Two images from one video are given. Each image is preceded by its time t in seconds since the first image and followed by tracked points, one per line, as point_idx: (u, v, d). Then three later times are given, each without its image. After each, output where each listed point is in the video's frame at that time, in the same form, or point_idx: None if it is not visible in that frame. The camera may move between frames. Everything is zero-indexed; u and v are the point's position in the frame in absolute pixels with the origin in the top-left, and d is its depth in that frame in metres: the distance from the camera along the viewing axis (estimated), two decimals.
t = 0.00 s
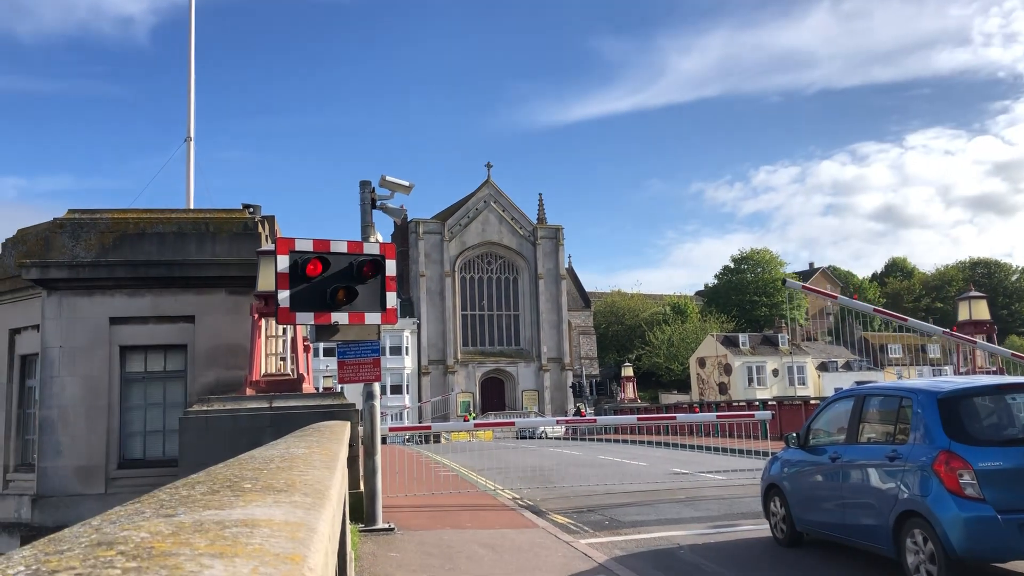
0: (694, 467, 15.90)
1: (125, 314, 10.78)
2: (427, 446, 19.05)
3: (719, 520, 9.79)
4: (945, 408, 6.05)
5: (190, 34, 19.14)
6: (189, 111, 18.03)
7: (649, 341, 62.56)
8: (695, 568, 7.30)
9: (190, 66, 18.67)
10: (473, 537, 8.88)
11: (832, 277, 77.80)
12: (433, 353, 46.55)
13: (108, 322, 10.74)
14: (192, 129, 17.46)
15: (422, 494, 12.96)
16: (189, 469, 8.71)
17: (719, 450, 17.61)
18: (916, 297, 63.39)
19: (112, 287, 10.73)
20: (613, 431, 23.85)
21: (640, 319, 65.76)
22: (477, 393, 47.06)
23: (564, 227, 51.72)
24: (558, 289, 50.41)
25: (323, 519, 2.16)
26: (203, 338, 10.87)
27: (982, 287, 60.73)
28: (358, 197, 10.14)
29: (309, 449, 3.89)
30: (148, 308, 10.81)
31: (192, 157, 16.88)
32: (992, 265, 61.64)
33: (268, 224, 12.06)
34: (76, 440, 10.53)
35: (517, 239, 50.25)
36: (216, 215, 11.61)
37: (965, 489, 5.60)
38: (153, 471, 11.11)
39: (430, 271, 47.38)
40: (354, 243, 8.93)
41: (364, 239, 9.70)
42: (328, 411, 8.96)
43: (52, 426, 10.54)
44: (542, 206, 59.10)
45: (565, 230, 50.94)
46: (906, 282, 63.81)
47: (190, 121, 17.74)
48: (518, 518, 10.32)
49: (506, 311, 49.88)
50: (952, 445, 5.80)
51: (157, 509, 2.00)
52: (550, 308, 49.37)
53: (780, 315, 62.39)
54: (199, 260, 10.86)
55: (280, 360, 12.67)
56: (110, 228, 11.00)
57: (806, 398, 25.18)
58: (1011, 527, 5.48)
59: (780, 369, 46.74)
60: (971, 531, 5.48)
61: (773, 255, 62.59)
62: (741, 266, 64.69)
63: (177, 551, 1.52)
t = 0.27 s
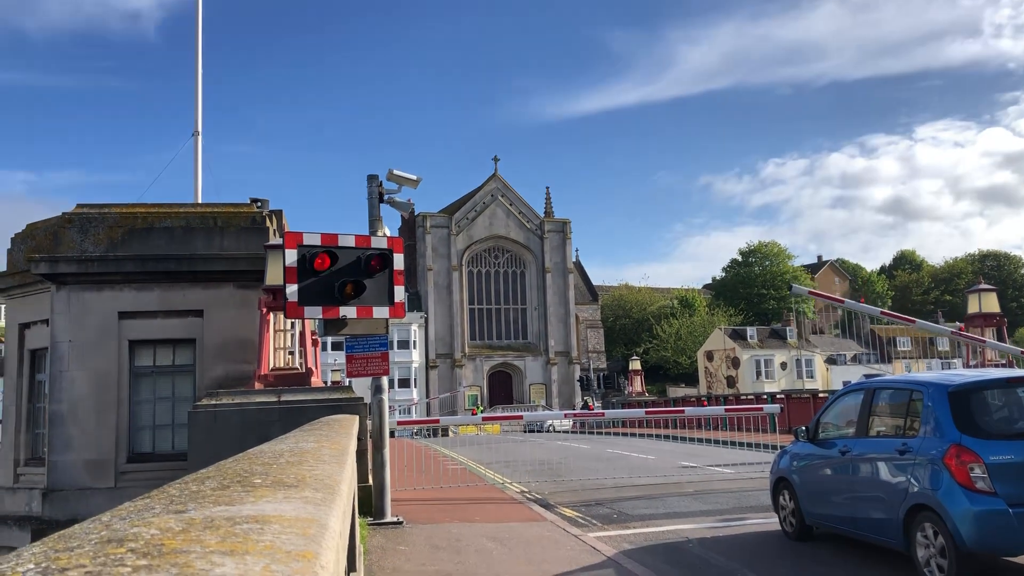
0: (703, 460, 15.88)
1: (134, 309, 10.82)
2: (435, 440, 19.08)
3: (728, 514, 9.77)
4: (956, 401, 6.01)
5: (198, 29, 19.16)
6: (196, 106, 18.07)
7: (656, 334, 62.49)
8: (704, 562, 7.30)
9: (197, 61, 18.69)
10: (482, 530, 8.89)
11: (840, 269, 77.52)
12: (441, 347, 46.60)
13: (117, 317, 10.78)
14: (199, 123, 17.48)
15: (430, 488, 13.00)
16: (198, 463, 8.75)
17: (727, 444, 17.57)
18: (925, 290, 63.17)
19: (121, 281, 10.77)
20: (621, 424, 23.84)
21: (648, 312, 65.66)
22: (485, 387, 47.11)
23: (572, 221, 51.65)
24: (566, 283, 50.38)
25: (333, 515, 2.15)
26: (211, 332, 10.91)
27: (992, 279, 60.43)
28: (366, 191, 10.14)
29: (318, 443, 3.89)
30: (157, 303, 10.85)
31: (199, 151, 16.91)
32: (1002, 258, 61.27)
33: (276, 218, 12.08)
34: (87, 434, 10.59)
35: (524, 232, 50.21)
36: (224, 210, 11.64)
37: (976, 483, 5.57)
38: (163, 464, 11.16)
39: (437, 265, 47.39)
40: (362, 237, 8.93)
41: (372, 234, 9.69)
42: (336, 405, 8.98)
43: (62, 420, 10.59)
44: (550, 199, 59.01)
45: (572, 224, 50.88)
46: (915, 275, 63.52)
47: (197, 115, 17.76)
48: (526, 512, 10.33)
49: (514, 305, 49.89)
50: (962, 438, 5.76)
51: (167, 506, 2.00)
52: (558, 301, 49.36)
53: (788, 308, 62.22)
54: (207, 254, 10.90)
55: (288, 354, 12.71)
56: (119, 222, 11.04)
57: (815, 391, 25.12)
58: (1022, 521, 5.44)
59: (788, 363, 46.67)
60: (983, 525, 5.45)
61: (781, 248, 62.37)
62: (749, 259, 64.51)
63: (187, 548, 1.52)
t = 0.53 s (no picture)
0: (710, 453, 15.87)
1: (141, 304, 10.85)
2: (442, 434, 19.10)
3: (735, 507, 9.76)
4: (964, 394, 5.98)
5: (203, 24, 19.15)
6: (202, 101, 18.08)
7: (663, 328, 62.44)
8: (712, 555, 7.29)
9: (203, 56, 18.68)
10: (489, 524, 8.91)
11: (847, 262, 77.34)
12: (447, 341, 46.64)
13: (124, 312, 10.82)
14: (205, 117, 17.47)
15: (437, 481, 13.02)
16: (206, 458, 8.77)
17: (734, 437, 17.56)
18: (932, 282, 63.02)
19: (128, 276, 10.80)
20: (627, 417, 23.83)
21: (654, 306, 65.56)
22: (491, 381, 47.15)
23: (577, 215, 51.58)
24: (572, 277, 50.35)
25: (340, 509, 2.15)
26: (218, 327, 10.93)
27: (1000, 271, 60.22)
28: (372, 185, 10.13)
29: (324, 437, 3.89)
30: (164, 298, 10.88)
31: (205, 146, 16.93)
32: (1011, 250, 60.99)
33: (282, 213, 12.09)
34: (95, 429, 10.63)
35: (530, 226, 50.19)
36: (230, 204, 11.65)
37: (985, 475, 5.53)
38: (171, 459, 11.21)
39: (443, 259, 47.39)
40: (368, 231, 8.92)
41: (378, 228, 9.69)
42: (344, 399, 9.00)
43: (70, 415, 10.64)
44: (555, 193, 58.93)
45: (578, 218, 50.83)
46: (923, 267, 63.32)
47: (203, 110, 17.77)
48: (533, 505, 10.34)
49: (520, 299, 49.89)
50: (971, 431, 5.73)
51: (175, 499, 2.00)
52: (564, 295, 49.35)
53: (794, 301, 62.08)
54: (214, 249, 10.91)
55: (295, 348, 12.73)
56: (126, 218, 11.06)
57: (823, 384, 25.07)
58: None
59: (795, 356, 46.63)
60: (991, 518, 5.42)
61: (788, 240, 62.21)
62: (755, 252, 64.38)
63: (194, 542, 1.51)
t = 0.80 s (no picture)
0: (715, 449, 15.85)
1: (146, 302, 10.89)
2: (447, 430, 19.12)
3: (740, 503, 9.75)
4: (969, 389, 5.97)
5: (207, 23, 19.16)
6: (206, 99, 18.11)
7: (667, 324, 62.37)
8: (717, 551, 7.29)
9: (207, 54, 18.70)
10: (494, 520, 8.92)
11: (852, 257, 77.18)
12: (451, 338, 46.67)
13: (129, 310, 10.85)
14: (209, 115, 17.50)
15: (442, 478, 13.04)
16: (212, 454, 8.81)
17: (738, 433, 17.54)
18: (937, 277, 62.89)
19: (133, 274, 10.84)
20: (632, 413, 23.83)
21: (659, 302, 65.49)
22: (496, 377, 47.18)
23: (581, 211, 51.56)
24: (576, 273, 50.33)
25: (344, 505, 2.15)
26: (223, 324, 10.96)
27: (1005, 266, 60.01)
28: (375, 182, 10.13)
29: (329, 434, 3.90)
30: (169, 296, 10.91)
31: (210, 144, 16.95)
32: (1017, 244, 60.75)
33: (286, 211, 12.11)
34: (101, 426, 10.68)
35: (534, 223, 50.19)
36: (235, 202, 11.68)
37: (990, 471, 5.52)
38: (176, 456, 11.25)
39: (447, 256, 47.39)
40: (372, 228, 8.93)
41: (382, 225, 9.70)
42: (349, 396, 9.02)
43: (76, 413, 10.69)
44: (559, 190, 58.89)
45: (582, 214, 50.81)
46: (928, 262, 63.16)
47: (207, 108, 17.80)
48: (538, 502, 10.34)
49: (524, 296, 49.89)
50: (976, 426, 5.72)
51: (179, 496, 2.01)
52: (568, 292, 49.35)
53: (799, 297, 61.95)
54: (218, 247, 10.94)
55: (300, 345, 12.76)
56: (130, 216, 11.09)
57: (828, 380, 25.00)
58: None
59: (800, 351, 46.54)
60: (997, 513, 5.41)
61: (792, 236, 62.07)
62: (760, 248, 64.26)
63: (198, 539, 1.52)
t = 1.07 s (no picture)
0: (718, 448, 15.83)
1: (149, 301, 10.91)
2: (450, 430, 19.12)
3: (743, 502, 9.73)
4: (973, 387, 5.95)
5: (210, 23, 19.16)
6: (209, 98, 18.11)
7: (670, 323, 62.34)
8: (720, 550, 7.28)
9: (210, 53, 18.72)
10: (497, 520, 8.92)
11: (855, 256, 77.37)
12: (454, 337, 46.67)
13: (133, 309, 10.87)
14: (211, 115, 17.51)
15: (445, 477, 13.04)
16: (215, 454, 8.82)
17: (741, 432, 17.51)
18: (941, 277, 62.80)
19: (136, 274, 10.85)
20: (634, 412, 23.80)
21: (661, 301, 65.42)
22: (499, 377, 47.19)
23: (584, 210, 51.55)
24: (579, 273, 50.31)
25: (346, 503, 2.15)
26: (226, 324, 10.97)
27: (1009, 265, 59.88)
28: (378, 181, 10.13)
29: (332, 433, 3.90)
30: (172, 296, 10.93)
31: (212, 143, 16.96)
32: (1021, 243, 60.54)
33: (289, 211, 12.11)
34: (104, 426, 10.70)
35: (537, 222, 50.18)
36: (237, 202, 11.69)
37: (994, 469, 5.50)
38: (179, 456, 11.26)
39: (450, 255, 47.38)
40: (374, 227, 8.92)
41: (385, 225, 9.71)
42: (351, 395, 9.02)
43: (80, 412, 10.71)
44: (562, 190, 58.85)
45: (584, 213, 50.79)
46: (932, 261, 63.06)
47: (210, 108, 17.81)
48: (541, 501, 10.34)
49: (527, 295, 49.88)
50: (980, 425, 5.71)
51: (180, 495, 2.01)
52: (571, 291, 49.34)
53: (802, 296, 61.83)
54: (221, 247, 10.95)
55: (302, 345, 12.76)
56: (133, 215, 11.09)
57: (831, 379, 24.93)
58: None
59: (803, 351, 46.46)
60: (1000, 511, 5.39)
61: (795, 235, 62.01)
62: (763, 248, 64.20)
63: (199, 537, 1.52)
